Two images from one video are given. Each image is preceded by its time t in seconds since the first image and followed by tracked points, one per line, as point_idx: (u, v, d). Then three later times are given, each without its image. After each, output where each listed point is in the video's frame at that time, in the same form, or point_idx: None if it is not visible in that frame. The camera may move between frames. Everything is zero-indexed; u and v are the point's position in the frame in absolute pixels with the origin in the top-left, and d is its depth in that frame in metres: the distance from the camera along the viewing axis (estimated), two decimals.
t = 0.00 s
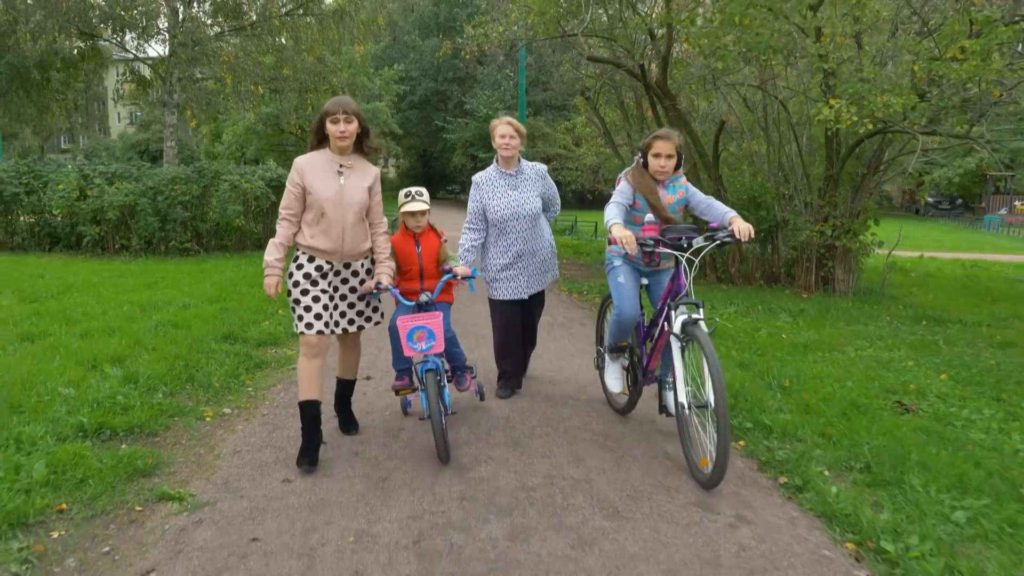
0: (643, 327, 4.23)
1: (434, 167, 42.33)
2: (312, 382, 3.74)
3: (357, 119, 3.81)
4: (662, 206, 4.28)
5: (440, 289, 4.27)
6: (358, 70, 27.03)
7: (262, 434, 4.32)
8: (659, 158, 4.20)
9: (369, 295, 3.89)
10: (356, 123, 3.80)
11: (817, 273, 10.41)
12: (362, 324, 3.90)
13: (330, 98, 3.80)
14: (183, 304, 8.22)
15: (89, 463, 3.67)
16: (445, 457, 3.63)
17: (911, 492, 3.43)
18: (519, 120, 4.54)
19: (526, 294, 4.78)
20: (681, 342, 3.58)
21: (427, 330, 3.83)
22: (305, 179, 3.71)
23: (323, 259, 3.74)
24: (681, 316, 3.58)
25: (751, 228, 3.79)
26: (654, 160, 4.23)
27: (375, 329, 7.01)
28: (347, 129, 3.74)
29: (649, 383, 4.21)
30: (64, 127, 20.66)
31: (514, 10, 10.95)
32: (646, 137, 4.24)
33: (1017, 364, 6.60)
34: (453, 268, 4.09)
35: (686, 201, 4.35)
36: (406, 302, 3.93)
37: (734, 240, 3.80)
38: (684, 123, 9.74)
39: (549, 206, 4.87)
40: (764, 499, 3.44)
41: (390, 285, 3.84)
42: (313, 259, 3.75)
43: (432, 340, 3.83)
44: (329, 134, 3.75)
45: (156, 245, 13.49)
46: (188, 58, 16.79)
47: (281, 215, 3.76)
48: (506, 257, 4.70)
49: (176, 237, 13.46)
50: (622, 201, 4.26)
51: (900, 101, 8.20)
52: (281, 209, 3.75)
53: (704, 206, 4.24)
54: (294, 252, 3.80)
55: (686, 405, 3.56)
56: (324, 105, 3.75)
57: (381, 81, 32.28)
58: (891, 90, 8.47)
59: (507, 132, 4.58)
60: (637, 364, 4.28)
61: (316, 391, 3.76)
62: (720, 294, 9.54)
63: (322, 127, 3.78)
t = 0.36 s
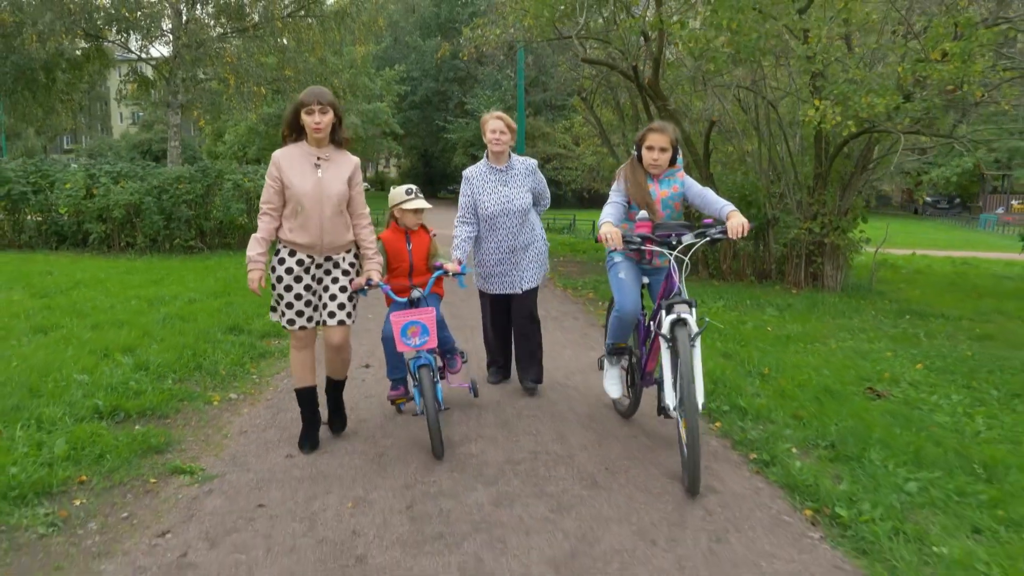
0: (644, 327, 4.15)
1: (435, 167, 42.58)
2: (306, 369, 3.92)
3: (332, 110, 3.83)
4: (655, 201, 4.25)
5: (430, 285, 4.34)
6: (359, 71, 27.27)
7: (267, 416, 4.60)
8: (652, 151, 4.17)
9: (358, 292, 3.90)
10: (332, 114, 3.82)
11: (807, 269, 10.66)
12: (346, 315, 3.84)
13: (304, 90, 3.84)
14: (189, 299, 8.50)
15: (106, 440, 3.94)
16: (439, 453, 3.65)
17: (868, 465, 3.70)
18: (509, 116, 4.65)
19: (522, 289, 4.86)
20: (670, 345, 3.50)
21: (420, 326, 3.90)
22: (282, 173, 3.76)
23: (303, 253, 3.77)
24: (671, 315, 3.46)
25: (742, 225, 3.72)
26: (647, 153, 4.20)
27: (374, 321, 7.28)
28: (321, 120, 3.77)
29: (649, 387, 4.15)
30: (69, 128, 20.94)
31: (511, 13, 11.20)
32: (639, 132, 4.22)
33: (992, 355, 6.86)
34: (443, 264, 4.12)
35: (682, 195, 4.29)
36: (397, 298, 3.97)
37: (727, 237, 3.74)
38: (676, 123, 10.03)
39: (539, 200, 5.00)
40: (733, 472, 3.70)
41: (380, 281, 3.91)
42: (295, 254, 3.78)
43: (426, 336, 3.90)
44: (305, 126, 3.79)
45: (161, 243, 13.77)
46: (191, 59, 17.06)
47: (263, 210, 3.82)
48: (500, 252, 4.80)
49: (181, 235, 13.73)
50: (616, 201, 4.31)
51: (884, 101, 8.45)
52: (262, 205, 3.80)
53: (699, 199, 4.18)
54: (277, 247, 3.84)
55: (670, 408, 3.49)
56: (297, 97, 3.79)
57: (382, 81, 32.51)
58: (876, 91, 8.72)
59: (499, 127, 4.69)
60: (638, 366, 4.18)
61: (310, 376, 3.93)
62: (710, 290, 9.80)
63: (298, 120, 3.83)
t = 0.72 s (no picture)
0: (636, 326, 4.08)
1: (435, 167, 42.84)
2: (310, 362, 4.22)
3: (328, 117, 3.77)
4: (645, 201, 4.24)
5: (431, 284, 4.30)
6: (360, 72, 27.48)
7: (275, 403, 4.87)
8: (646, 152, 4.17)
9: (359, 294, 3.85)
10: (328, 121, 3.77)
11: (797, 267, 10.94)
12: (340, 319, 3.69)
13: (303, 98, 3.79)
14: (196, 295, 8.78)
15: (127, 424, 4.22)
16: (442, 453, 3.66)
17: (836, 446, 3.98)
18: (528, 122, 4.56)
19: (523, 295, 4.70)
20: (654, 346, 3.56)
21: (424, 325, 3.88)
22: (279, 181, 3.74)
23: (299, 260, 3.77)
24: (658, 317, 3.53)
25: (735, 225, 3.69)
26: (640, 154, 4.19)
27: (377, 316, 7.57)
28: (315, 129, 3.72)
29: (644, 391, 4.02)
30: (74, 129, 21.25)
31: (508, 17, 11.48)
32: (632, 132, 4.22)
33: (970, 349, 7.13)
34: (445, 264, 4.09)
35: (675, 196, 4.24)
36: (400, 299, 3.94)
37: (718, 238, 3.70)
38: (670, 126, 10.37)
39: (546, 213, 4.86)
40: (712, 453, 3.96)
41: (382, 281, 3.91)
42: (292, 261, 3.79)
43: (429, 335, 3.88)
44: (302, 134, 3.76)
45: (166, 242, 14.05)
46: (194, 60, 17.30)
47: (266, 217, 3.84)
48: (503, 255, 4.65)
49: (185, 234, 13.99)
50: (609, 202, 4.30)
51: (869, 104, 8.74)
52: (263, 212, 3.81)
53: (693, 200, 4.13)
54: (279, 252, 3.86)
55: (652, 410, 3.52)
56: (295, 105, 3.76)
57: (383, 82, 32.67)
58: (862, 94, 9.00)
59: (516, 132, 4.59)
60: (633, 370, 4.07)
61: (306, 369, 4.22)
62: (701, 287, 10.07)
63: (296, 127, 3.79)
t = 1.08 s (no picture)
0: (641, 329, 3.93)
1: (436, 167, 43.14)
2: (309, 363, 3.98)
3: (348, 108, 3.84)
4: (660, 201, 3.99)
5: (442, 280, 4.47)
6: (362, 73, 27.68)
7: (291, 390, 5.16)
8: (659, 152, 3.93)
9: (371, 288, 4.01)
10: (347, 112, 3.82)
11: (791, 266, 11.23)
12: (358, 313, 3.92)
13: (321, 89, 3.84)
14: (208, 290, 9.08)
15: (155, 406, 4.51)
16: (456, 444, 3.70)
17: (818, 427, 4.27)
18: (542, 120, 4.50)
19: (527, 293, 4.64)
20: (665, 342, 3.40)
21: (437, 321, 4.04)
22: (296, 170, 3.75)
23: (313, 250, 3.77)
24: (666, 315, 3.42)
25: (745, 230, 3.63)
26: (653, 154, 3.96)
27: (383, 310, 7.86)
28: (336, 119, 3.78)
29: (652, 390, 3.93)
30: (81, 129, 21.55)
31: (510, 21, 11.75)
32: (645, 130, 3.97)
33: (953, 343, 7.42)
34: (457, 261, 4.28)
35: (689, 197, 4.05)
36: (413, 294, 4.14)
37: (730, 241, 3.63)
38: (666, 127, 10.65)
39: (561, 212, 4.87)
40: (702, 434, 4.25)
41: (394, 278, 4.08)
42: (304, 251, 3.78)
43: (443, 330, 4.05)
44: (320, 123, 3.80)
45: (174, 240, 14.33)
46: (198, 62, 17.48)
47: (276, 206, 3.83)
48: (514, 252, 4.61)
49: (193, 232, 14.26)
50: (619, 196, 3.99)
51: (859, 107, 9.04)
52: (274, 201, 3.79)
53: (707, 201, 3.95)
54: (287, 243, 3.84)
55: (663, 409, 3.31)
56: (314, 95, 3.79)
57: (385, 83, 32.85)
58: (853, 97, 9.27)
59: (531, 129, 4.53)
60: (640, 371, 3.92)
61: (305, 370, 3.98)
62: (697, 285, 10.35)
63: (314, 117, 3.83)
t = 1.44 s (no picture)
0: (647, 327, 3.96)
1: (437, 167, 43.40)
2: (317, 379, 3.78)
3: (354, 110, 3.90)
4: (669, 201, 3.99)
5: (448, 278, 4.67)
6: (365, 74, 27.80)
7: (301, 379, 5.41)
8: (668, 152, 3.92)
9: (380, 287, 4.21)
10: (353, 115, 3.88)
11: (784, 263, 11.48)
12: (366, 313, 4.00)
13: (325, 90, 3.86)
14: (217, 285, 9.34)
15: (173, 392, 4.77)
16: (464, 441, 3.75)
17: (800, 413, 4.52)
18: (523, 116, 4.66)
19: (538, 291, 4.80)
20: (672, 344, 3.39)
21: (448, 318, 4.19)
22: (308, 173, 3.75)
23: (329, 253, 3.79)
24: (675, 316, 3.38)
25: (752, 229, 3.72)
26: (662, 154, 3.95)
27: (388, 305, 8.12)
28: (345, 120, 3.83)
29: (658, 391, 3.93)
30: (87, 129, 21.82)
31: (511, 23, 12.01)
32: (653, 129, 3.95)
33: (938, 337, 7.68)
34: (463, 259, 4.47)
35: (695, 197, 4.07)
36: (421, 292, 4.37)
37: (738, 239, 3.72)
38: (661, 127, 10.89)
39: (557, 207, 4.94)
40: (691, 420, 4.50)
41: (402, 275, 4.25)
42: (318, 254, 3.79)
43: (454, 328, 4.21)
44: (328, 124, 3.81)
45: (180, 238, 14.59)
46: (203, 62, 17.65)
47: (282, 210, 3.74)
48: (518, 252, 4.72)
49: (198, 231, 14.51)
50: (626, 195, 4.00)
51: (850, 109, 9.29)
52: (282, 205, 3.73)
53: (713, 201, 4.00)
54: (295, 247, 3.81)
55: (672, 412, 3.37)
56: (321, 97, 3.81)
57: (386, 83, 32.98)
58: (844, 99, 9.51)
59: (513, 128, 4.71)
60: (645, 371, 3.97)
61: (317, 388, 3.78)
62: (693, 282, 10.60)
63: (320, 119, 3.84)
